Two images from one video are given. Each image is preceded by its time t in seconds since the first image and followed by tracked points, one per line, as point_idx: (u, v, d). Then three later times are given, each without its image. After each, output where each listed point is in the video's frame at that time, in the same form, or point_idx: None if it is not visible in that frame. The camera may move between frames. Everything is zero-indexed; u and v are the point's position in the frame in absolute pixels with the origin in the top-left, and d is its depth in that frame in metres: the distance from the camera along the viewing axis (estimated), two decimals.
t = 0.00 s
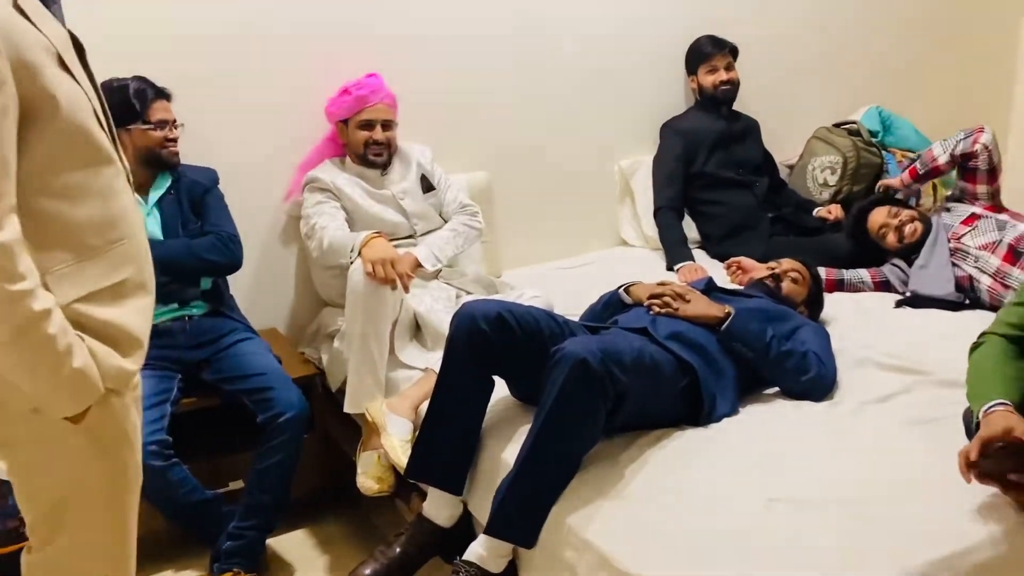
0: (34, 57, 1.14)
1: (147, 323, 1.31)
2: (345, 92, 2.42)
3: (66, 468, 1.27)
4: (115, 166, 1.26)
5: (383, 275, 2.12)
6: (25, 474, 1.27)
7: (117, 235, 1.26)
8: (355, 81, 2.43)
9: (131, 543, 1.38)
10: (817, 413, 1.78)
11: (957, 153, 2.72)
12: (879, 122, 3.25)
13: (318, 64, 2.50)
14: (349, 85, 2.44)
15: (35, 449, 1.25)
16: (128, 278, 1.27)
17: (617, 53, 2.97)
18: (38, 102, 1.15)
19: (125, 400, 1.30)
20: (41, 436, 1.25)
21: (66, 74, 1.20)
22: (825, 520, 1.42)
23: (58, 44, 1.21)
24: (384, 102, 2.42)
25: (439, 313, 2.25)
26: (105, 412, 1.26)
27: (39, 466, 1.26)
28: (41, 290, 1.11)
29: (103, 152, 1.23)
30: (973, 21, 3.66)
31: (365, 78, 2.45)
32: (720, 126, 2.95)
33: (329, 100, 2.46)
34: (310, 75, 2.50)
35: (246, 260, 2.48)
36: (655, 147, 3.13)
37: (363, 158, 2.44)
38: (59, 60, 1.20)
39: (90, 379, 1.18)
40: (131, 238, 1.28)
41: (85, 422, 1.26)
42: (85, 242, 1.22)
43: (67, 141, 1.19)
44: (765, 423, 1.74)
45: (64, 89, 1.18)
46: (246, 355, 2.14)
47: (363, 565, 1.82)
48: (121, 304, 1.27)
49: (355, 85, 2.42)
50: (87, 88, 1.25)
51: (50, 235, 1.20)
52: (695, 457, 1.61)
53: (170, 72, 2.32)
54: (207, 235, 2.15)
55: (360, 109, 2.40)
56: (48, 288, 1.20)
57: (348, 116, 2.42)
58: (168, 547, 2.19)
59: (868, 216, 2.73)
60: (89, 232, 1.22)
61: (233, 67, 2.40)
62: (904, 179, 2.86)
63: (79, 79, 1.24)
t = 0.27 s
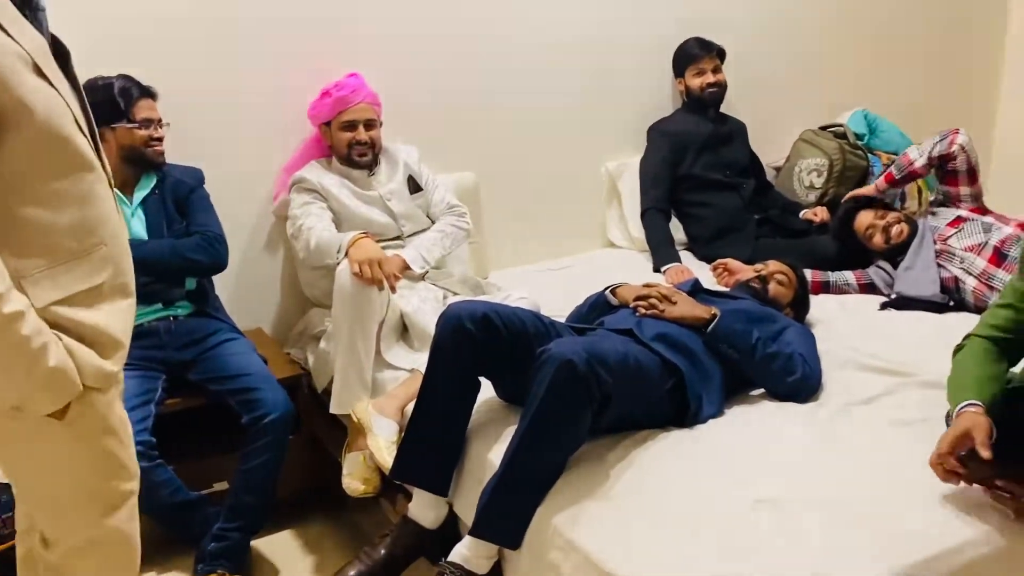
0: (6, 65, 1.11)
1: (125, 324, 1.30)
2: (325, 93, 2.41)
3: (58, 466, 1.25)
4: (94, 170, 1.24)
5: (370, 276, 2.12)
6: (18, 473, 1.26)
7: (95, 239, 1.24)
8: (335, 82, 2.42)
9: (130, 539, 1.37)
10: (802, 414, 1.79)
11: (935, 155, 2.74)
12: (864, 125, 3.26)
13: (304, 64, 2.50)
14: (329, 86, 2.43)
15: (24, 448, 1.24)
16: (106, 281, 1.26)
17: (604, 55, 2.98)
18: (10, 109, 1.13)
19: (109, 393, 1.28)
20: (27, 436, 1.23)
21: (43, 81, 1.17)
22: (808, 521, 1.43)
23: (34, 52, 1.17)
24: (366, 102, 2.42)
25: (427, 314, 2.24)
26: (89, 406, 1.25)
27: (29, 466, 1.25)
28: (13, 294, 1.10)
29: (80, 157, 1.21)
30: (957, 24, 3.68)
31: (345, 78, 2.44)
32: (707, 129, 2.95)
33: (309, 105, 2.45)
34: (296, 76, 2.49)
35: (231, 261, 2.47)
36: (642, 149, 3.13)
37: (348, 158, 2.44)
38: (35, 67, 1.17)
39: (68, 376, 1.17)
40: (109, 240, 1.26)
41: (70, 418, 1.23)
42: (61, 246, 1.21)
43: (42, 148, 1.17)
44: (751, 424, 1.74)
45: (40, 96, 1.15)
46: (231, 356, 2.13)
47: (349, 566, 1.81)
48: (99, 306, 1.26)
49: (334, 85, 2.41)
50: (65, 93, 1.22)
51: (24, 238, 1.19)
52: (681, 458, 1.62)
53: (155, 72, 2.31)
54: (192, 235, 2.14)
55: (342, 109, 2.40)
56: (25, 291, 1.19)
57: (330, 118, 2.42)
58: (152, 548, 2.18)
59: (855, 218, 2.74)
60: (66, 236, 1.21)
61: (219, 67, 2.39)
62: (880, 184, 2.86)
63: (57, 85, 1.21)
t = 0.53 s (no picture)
0: None
1: (112, 315, 1.30)
2: (313, 94, 2.41)
3: (38, 459, 1.25)
4: (79, 164, 1.23)
5: (354, 276, 2.12)
6: None
7: (80, 233, 1.23)
8: (323, 83, 2.42)
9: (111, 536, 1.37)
10: (783, 415, 1.80)
11: (896, 170, 2.83)
12: (847, 129, 3.29)
13: (289, 64, 2.50)
14: (316, 87, 2.43)
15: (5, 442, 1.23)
16: (91, 274, 1.26)
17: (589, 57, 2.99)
18: None
19: (96, 389, 1.29)
20: (9, 429, 1.22)
21: (21, 76, 1.17)
22: (787, 521, 1.44)
23: (12, 46, 1.17)
24: (353, 104, 2.42)
25: (411, 315, 2.24)
26: (74, 400, 1.25)
27: (10, 460, 1.24)
28: None
29: (63, 152, 1.20)
30: (940, 29, 3.71)
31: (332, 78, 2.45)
32: (691, 132, 2.97)
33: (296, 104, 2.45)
34: (281, 77, 2.50)
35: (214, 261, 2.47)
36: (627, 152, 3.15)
37: (334, 160, 2.44)
38: (14, 63, 1.17)
39: (57, 370, 1.18)
40: (94, 234, 1.26)
41: (56, 411, 1.24)
42: (45, 239, 1.20)
43: (23, 143, 1.17)
44: (732, 426, 1.76)
45: (19, 91, 1.15)
46: (215, 356, 2.13)
47: (331, 567, 1.82)
48: (85, 299, 1.26)
49: (322, 86, 2.41)
50: (44, 88, 1.22)
51: (9, 233, 1.18)
52: (662, 459, 1.63)
53: (138, 72, 2.31)
54: (177, 235, 2.14)
55: (329, 111, 2.40)
56: (12, 285, 1.18)
57: (317, 118, 2.41)
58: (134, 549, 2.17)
59: (833, 226, 2.78)
60: (51, 229, 1.20)
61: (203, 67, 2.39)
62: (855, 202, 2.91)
63: (37, 80, 1.20)
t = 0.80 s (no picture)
0: None
1: (92, 317, 1.22)
2: (302, 93, 2.40)
3: (10, 464, 1.17)
4: (60, 164, 1.15)
5: (342, 277, 2.12)
6: None
7: (59, 233, 1.16)
8: (312, 82, 2.41)
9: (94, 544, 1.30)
10: (771, 417, 1.81)
11: (890, 171, 2.82)
12: (835, 133, 3.31)
13: (277, 64, 2.49)
14: (306, 86, 2.42)
15: None
16: (69, 275, 1.18)
17: (579, 59, 2.99)
18: None
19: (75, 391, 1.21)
20: None
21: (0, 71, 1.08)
22: (776, 523, 1.44)
23: None
24: (342, 104, 2.41)
25: (399, 317, 2.23)
26: (49, 403, 1.17)
27: None
28: None
29: (43, 151, 1.12)
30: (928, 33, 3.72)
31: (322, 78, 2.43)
32: (680, 134, 2.98)
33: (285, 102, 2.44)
34: (268, 76, 2.49)
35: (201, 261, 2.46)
36: (615, 154, 3.15)
37: (322, 159, 2.43)
38: None
39: (29, 373, 1.11)
40: (73, 235, 1.18)
41: (29, 414, 1.17)
42: (20, 239, 1.13)
43: None
44: (720, 428, 1.76)
45: None
46: (201, 357, 2.11)
47: (318, 569, 1.81)
48: (63, 301, 1.19)
49: (311, 85, 2.40)
50: (22, 82, 1.13)
51: None
52: (650, 461, 1.63)
53: (124, 71, 2.29)
54: (162, 234, 2.12)
55: (318, 110, 2.39)
56: None
57: (306, 118, 2.40)
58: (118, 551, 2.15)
59: (817, 235, 2.78)
60: (27, 229, 1.13)
61: (190, 66, 2.38)
62: (850, 203, 2.91)
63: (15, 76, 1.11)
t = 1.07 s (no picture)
0: None
1: (67, 326, 1.09)
2: (287, 89, 2.39)
3: None
4: (33, 155, 1.03)
5: (327, 275, 2.11)
6: None
7: (27, 227, 1.04)
8: (297, 78, 2.40)
9: (54, 562, 1.18)
10: (756, 417, 1.81)
11: (882, 163, 2.84)
12: (822, 134, 3.31)
13: (264, 60, 2.48)
14: (291, 82, 2.41)
15: None
16: (40, 276, 1.06)
17: (567, 59, 2.99)
18: None
19: (43, 408, 1.06)
20: None
21: None
22: (762, 523, 1.44)
23: None
24: (328, 100, 2.40)
25: (386, 315, 2.22)
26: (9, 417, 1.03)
27: None
28: None
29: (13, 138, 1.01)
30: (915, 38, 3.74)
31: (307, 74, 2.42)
32: (668, 135, 2.99)
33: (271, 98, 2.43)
34: (255, 73, 2.47)
35: (186, 258, 2.44)
36: (603, 154, 3.15)
37: (308, 156, 2.42)
38: None
39: None
40: (47, 232, 1.06)
41: None
42: None
43: None
44: (706, 427, 1.76)
45: None
46: (185, 354, 2.10)
47: (302, 567, 1.80)
48: (33, 305, 1.06)
49: (297, 82, 2.39)
50: None
51: None
52: (636, 460, 1.63)
53: (109, 65, 2.27)
54: (147, 230, 2.11)
55: (303, 106, 2.38)
56: None
57: (291, 114, 2.39)
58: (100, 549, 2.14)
59: (807, 233, 2.77)
60: None
61: (175, 61, 2.36)
62: (842, 193, 2.96)
63: None
